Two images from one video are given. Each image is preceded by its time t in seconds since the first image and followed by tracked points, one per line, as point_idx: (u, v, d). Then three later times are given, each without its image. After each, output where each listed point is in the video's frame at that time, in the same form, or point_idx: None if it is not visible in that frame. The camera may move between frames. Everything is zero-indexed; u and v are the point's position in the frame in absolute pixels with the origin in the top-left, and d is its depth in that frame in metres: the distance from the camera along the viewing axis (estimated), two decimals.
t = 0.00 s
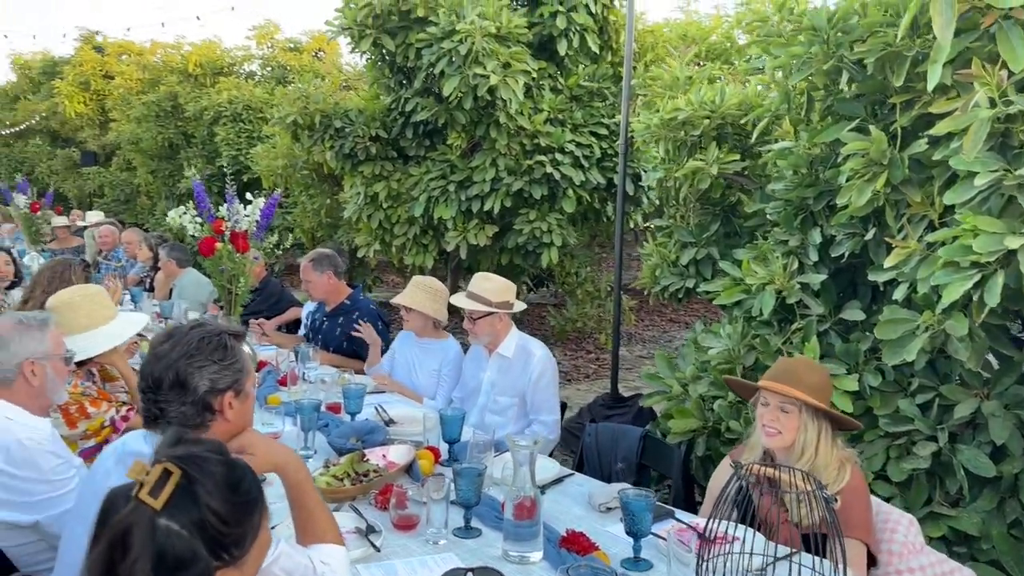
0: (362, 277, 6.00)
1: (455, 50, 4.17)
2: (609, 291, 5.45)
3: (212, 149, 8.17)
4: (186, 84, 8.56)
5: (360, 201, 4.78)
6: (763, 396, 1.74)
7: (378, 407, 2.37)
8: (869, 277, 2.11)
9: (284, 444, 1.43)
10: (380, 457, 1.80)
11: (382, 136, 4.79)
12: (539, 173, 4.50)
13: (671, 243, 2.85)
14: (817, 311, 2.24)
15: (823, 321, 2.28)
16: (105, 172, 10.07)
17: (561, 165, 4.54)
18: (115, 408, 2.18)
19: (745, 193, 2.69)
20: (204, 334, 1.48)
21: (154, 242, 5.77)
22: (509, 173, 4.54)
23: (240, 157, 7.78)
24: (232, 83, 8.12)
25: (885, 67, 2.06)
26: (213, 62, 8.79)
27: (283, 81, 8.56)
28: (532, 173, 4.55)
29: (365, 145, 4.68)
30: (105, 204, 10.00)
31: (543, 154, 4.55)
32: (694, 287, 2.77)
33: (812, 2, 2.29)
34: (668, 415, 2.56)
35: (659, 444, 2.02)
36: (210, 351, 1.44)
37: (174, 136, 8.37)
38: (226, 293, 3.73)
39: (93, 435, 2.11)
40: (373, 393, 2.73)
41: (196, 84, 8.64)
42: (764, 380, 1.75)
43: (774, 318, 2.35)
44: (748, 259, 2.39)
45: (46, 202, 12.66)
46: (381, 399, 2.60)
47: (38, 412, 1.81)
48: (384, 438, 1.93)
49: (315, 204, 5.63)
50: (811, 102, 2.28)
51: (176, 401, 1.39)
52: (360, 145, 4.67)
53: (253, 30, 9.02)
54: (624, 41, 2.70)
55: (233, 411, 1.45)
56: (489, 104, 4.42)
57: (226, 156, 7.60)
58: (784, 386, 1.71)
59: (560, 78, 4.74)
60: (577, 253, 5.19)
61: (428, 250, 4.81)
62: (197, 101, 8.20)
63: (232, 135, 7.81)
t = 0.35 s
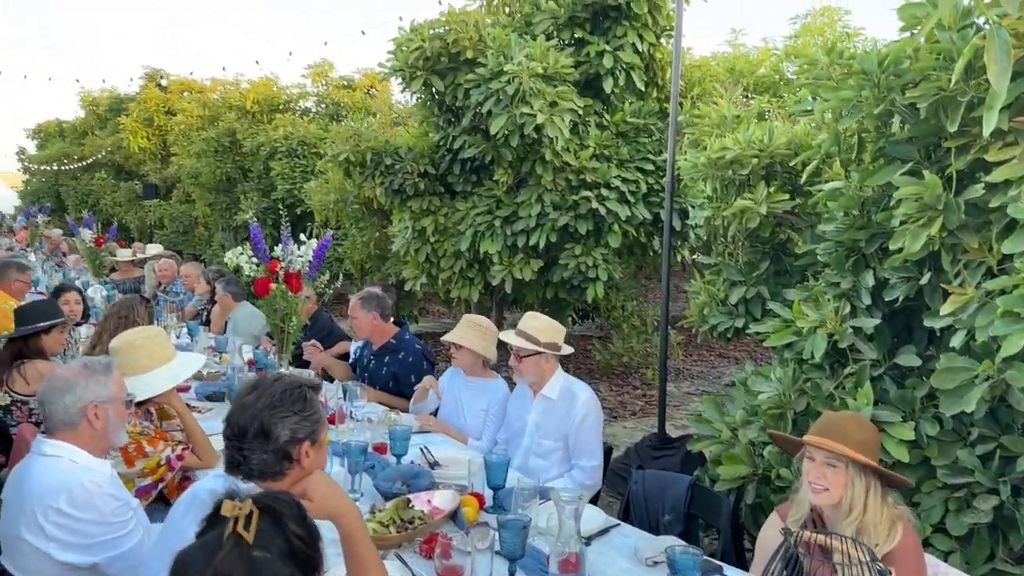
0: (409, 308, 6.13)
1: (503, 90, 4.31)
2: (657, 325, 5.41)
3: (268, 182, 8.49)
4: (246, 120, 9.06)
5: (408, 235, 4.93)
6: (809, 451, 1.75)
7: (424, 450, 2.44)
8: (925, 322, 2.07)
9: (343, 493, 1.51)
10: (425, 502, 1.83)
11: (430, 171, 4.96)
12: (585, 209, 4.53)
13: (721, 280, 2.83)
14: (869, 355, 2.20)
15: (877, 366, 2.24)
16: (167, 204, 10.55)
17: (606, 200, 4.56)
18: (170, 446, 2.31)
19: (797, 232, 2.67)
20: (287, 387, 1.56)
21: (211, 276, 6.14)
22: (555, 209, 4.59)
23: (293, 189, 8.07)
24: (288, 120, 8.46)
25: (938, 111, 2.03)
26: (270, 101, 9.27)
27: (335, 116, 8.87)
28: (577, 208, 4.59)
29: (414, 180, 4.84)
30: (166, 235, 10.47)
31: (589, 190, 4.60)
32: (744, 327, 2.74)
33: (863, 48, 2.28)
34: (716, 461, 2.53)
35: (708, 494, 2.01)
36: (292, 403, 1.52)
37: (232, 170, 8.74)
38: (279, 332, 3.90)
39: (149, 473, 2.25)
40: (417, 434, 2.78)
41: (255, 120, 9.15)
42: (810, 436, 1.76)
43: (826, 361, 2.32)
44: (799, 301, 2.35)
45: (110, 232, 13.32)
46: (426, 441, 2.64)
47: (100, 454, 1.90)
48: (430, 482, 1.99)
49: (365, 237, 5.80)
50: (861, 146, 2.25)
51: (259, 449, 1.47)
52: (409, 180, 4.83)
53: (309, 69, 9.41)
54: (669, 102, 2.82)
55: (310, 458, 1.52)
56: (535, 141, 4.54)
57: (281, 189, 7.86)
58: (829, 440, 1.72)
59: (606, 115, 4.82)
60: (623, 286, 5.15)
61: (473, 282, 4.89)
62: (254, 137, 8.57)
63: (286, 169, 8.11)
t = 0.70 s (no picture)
0: (450, 351, 6.28)
1: (547, 138, 4.55)
2: (702, 372, 5.78)
3: (314, 226, 8.79)
4: (295, 166, 9.53)
5: (451, 280, 5.11)
6: (875, 521, 1.91)
7: (469, 506, 2.52)
8: (989, 381, 2.02)
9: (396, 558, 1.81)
10: (472, 563, 1.84)
11: (472, 217, 5.18)
12: (629, 255, 4.76)
13: (770, 330, 2.92)
14: (929, 413, 2.18)
15: (937, 424, 2.21)
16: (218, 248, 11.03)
17: (651, 246, 4.79)
18: (220, 500, 2.48)
19: (848, 282, 2.80)
20: (344, 450, 1.80)
21: (258, 321, 6.47)
22: (598, 254, 4.80)
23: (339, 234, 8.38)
24: (336, 166, 8.83)
25: (999, 164, 2.02)
26: (318, 147, 9.72)
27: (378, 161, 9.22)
28: (621, 253, 4.81)
29: (457, 227, 5.03)
30: (216, 277, 10.90)
31: (632, 236, 4.82)
32: (796, 378, 2.83)
33: (917, 101, 2.29)
34: (770, 519, 2.51)
35: (764, 559, 2.02)
36: (348, 467, 1.76)
37: (280, 214, 9.10)
38: (326, 381, 4.18)
39: (198, 526, 2.44)
40: (462, 488, 2.82)
41: (303, 165, 9.59)
42: (875, 506, 1.92)
43: (883, 417, 2.29)
44: (852, 354, 2.33)
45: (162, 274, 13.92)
46: (472, 497, 2.71)
47: (153, 508, 2.12)
48: (475, 543, 2.05)
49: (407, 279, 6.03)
50: (918, 198, 2.25)
51: (318, 510, 1.69)
52: (452, 226, 5.04)
53: (355, 116, 9.95)
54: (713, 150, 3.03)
55: (365, 521, 1.75)
56: (579, 188, 4.73)
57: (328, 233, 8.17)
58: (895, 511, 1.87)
59: (649, 160, 5.13)
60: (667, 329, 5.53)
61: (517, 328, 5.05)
62: (303, 182, 8.98)
63: (333, 213, 8.44)
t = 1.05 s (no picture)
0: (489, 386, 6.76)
1: (588, 176, 4.95)
2: (746, 412, 6.03)
3: (353, 261, 9.00)
4: (335, 202, 9.77)
5: (490, 316, 5.54)
6: None
7: (518, 553, 2.67)
8: None
9: None
10: None
11: (511, 254, 5.66)
12: (671, 291, 5.07)
13: (820, 370, 3.09)
14: (992, 461, 2.25)
15: (1003, 471, 2.27)
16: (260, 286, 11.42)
17: (693, 283, 5.11)
18: (267, 543, 2.58)
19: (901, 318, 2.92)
20: (374, 496, 1.82)
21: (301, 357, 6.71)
22: (638, 291, 5.12)
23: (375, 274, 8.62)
24: (376, 203, 9.00)
25: None
26: (358, 184, 10.00)
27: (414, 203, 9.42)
28: (663, 290, 5.12)
29: (496, 263, 5.53)
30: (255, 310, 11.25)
31: (674, 272, 5.14)
32: (848, 420, 2.96)
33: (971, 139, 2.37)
34: (828, 568, 2.58)
35: None
36: (375, 514, 1.77)
37: (319, 250, 9.36)
38: (371, 422, 4.11)
39: (246, 569, 2.51)
40: (509, 532, 2.98)
41: (344, 201, 9.82)
42: (952, 560, 1.81)
43: (943, 463, 2.40)
44: (911, 398, 2.42)
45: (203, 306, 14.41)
46: (517, 543, 2.85)
47: (201, 554, 2.19)
48: None
49: (446, 315, 6.61)
50: (977, 238, 2.29)
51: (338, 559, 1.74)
52: (491, 263, 5.53)
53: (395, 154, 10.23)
54: (760, 192, 3.34)
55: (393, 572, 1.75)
56: (617, 226, 5.09)
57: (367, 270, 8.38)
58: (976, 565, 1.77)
59: (691, 197, 5.56)
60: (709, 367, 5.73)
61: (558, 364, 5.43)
62: (343, 218, 9.22)
63: (373, 250, 8.60)
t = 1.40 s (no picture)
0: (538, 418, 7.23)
1: (642, 202, 6.90)
2: (801, 445, 6.76)
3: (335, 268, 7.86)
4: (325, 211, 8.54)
5: (540, 344, 7.17)
6: None
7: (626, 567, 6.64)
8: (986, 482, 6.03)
9: None
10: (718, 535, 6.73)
11: (557, 283, 7.17)
12: (724, 317, 6.84)
13: (881, 398, 6.54)
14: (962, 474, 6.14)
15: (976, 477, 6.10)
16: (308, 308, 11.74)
17: (746, 309, 6.85)
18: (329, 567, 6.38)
19: (966, 346, 6.31)
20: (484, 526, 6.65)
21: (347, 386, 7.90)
22: (688, 318, 6.92)
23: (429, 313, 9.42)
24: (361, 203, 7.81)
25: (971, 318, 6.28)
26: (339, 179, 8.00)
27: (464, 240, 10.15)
28: (715, 316, 6.89)
29: (543, 294, 7.17)
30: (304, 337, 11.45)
31: (729, 300, 6.88)
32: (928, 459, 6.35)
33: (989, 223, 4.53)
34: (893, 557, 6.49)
35: None
36: None
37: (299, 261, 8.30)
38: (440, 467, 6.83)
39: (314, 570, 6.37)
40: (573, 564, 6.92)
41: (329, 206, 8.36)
42: None
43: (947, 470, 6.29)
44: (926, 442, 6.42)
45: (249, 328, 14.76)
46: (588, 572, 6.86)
47: None
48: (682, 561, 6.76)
49: (490, 345, 7.28)
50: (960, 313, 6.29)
51: None
52: (539, 294, 7.17)
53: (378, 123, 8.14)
54: (829, 248, 6.72)
55: None
56: (669, 253, 6.91)
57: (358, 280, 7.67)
58: None
59: (745, 223, 6.88)
60: (759, 398, 6.80)
61: (605, 396, 7.11)
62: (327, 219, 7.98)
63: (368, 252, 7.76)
